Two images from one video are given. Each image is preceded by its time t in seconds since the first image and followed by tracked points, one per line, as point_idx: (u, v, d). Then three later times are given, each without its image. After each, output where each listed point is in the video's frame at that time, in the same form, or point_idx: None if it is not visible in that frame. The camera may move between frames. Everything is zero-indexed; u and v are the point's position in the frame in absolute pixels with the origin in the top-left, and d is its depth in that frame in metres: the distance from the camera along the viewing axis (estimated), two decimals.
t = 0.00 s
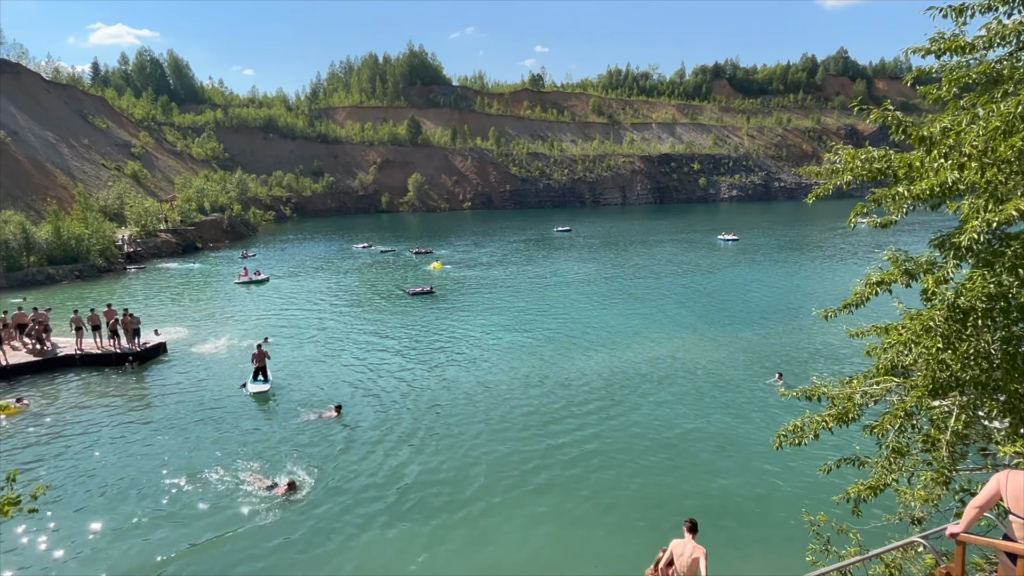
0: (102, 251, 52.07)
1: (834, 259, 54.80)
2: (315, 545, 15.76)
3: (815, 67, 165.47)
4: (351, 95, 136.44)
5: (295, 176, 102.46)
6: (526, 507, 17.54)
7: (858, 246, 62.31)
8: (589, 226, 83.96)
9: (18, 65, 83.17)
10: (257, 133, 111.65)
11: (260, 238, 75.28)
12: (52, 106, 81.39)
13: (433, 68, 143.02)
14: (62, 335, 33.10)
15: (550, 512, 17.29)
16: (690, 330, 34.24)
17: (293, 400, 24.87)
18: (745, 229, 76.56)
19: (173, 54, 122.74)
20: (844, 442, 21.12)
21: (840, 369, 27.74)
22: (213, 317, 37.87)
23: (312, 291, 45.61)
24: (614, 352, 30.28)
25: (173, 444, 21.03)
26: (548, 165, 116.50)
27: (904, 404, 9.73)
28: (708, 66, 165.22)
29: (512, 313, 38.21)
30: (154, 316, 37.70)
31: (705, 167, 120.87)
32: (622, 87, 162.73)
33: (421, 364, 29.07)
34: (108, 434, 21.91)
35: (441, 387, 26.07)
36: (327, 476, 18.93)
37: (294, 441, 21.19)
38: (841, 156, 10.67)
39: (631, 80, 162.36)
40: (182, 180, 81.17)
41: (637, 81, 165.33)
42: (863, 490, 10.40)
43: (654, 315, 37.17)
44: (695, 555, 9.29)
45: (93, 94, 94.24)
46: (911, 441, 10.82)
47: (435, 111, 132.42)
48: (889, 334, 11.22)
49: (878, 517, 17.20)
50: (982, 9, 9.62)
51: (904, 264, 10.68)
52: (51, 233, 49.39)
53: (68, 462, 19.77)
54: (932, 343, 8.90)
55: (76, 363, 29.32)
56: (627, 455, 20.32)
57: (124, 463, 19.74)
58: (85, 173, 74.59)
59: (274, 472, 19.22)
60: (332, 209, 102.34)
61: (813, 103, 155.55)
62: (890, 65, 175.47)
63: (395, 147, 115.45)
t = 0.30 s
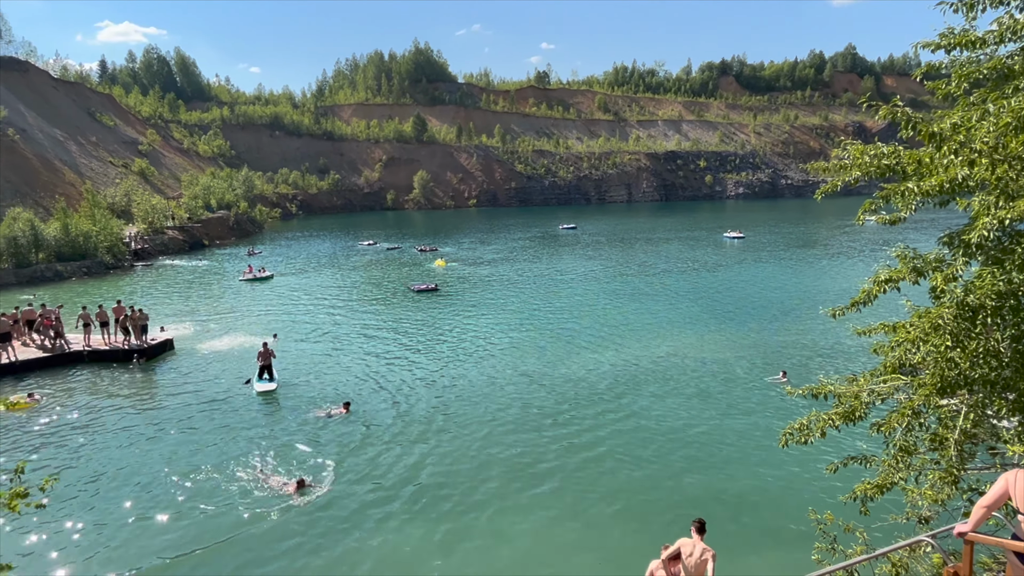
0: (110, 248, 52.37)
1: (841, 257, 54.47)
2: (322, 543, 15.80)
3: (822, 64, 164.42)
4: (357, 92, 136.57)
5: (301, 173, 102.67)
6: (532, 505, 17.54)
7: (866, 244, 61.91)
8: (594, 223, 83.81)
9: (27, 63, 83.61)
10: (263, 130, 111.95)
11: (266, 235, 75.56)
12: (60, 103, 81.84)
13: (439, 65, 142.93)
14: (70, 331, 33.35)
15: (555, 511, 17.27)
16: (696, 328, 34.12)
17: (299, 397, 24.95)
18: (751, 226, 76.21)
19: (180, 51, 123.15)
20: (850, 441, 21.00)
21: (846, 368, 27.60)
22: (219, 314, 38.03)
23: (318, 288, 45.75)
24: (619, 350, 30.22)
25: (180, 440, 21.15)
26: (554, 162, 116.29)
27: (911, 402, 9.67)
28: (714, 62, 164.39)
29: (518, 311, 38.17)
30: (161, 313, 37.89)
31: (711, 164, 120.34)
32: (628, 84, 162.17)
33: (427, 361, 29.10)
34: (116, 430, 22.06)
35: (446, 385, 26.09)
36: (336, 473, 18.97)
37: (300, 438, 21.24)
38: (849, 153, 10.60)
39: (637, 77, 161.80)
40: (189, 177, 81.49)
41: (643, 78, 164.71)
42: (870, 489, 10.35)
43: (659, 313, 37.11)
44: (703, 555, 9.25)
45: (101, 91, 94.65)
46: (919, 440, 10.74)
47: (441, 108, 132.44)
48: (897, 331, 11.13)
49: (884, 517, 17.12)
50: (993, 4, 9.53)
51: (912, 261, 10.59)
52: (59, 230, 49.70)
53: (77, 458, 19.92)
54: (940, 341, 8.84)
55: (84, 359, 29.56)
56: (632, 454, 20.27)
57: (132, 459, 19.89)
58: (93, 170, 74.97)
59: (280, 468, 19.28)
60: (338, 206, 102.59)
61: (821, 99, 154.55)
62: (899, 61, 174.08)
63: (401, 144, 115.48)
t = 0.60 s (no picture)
0: (119, 245, 52.71)
1: (849, 256, 54.17)
2: (329, 541, 15.83)
3: (832, 61, 163.48)
4: (364, 90, 136.80)
5: (308, 171, 102.97)
6: (538, 504, 17.51)
7: (876, 242, 61.48)
8: (601, 221, 83.64)
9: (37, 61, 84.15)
10: (271, 128, 112.36)
11: (273, 232, 75.85)
12: (70, 101, 82.36)
13: (446, 63, 142.95)
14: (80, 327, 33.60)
15: (562, 510, 17.22)
16: (702, 326, 33.99)
17: (306, 394, 25.02)
18: (759, 224, 75.80)
19: (189, 49, 123.70)
20: (859, 441, 20.87)
21: (854, 367, 27.41)
22: (227, 311, 38.22)
23: (324, 285, 45.91)
24: (625, 349, 30.13)
25: (189, 437, 21.30)
26: (561, 160, 116.08)
27: (921, 402, 9.54)
28: (723, 60, 163.63)
29: (524, 309, 38.13)
30: (169, 310, 38.08)
31: (719, 162, 119.80)
32: (635, 82, 161.66)
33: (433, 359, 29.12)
34: (126, 425, 22.24)
35: (452, 382, 26.10)
36: (349, 472, 18.97)
37: (307, 436, 21.30)
38: (859, 150, 10.54)
39: (645, 74, 161.32)
40: (197, 175, 81.92)
41: (650, 76, 164.15)
42: (877, 489, 10.31)
43: (666, 311, 37.03)
44: (707, 554, 9.20)
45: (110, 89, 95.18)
46: (928, 440, 10.65)
47: (448, 106, 132.44)
48: (906, 330, 11.03)
49: (892, 517, 17.05)
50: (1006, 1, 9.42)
51: (922, 260, 10.51)
52: (69, 227, 49.99)
53: (88, 454, 20.11)
54: (951, 340, 8.74)
55: (94, 355, 29.78)
56: (638, 453, 20.20)
57: (142, 456, 20.04)
58: (103, 167, 75.45)
59: (286, 465, 19.34)
60: (345, 204, 102.84)
61: (830, 97, 153.64)
62: (910, 59, 172.58)
63: (408, 142, 115.54)
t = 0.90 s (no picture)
0: (129, 241, 53.11)
1: (859, 255, 53.81)
2: (339, 537, 15.90)
3: (843, 59, 162.26)
4: (373, 87, 137.01)
5: (316, 168, 103.30)
6: (545, 502, 17.52)
7: (886, 241, 61.03)
8: (609, 219, 83.45)
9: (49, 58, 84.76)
10: (280, 125, 112.77)
11: (282, 229, 76.17)
12: (81, 98, 82.89)
13: (455, 60, 142.89)
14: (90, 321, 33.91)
15: (569, 508, 17.24)
16: (708, 325, 33.89)
17: (314, 392, 25.07)
18: (768, 223, 75.43)
19: (198, 46, 124.26)
20: (867, 441, 20.77)
21: (863, 367, 27.24)
22: (236, 306, 38.44)
23: (333, 282, 46.10)
24: (632, 347, 30.08)
25: (200, 432, 21.47)
26: (569, 157, 115.86)
27: (931, 402, 9.45)
28: (732, 57, 162.70)
29: (530, 306, 38.15)
30: (178, 306, 38.28)
31: (728, 160, 119.21)
32: (644, 79, 160.98)
33: (440, 356, 29.15)
34: (138, 420, 22.47)
35: (459, 380, 26.11)
36: (359, 469, 19.02)
37: (314, 432, 21.39)
38: (870, 149, 10.43)
39: (654, 72, 160.68)
40: (207, 172, 82.36)
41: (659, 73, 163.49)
42: (886, 489, 10.25)
43: (674, 310, 36.91)
44: (711, 551, 9.20)
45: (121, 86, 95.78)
46: (938, 440, 10.56)
47: (456, 103, 132.46)
48: (916, 330, 10.93)
49: (901, 517, 16.96)
50: None
51: (933, 259, 10.41)
52: (80, 223, 50.38)
53: (101, 449, 20.34)
54: (962, 340, 8.64)
55: (104, 350, 30.07)
56: (645, 452, 20.18)
57: (155, 450, 20.23)
58: (114, 164, 75.98)
59: (295, 461, 19.46)
60: (353, 200, 103.10)
61: (841, 95, 152.46)
62: (922, 55, 171.01)
63: (416, 139, 115.65)
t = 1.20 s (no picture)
0: (140, 237, 53.50)
1: (869, 254, 53.41)
2: (347, 533, 15.98)
3: (855, 56, 160.98)
4: (382, 84, 137.21)
5: (325, 165, 103.65)
6: (551, 500, 17.54)
7: (897, 241, 60.57)
8: (618, 217, 83.27)
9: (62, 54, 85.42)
10: (289, 122, 113.18)
11: (290, 226, 76.51)
12: (93, 94, 83.52)
13: (463, 57, 142.80)
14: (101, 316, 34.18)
15: (575, 506, 17.23)
16: (715, 324, 33.78)
17: (323, 388, 25.21)
18: (778, 222, 74.99)
19: (209, 43, 124.79)
20: (876, 442, 20.65)
21: (872, 367, 27.06)
22: (245, 302, 38.68)
23: (341, 278, 46.31)
24: (639, 346, 30.03)
25: (211, 426, 21.71)
26: (577, 155, 115.63)
27: (941, 403, 9.38)
28: (743, 55, 161.73)
29: (538, 304, 38.14)
30: (188, 301, 38.57)
31: (738, 159, 118.59)
32: (654, 77, 160.35)
33: (448, 353, 29.23)
34: (150, 414, 22.75)
35: (467, 377, 26.17)
36: (367, 466, 19.08)
37: (322, 428, 21.52)
38: (882, 148, 10.36)
39: (663, 69, 160.05)
40: (217, 168, 82.83)
41: (669, 71, 162.80)
42: (896, 490, 10.19)
43: (681, 309, 36.84)
44: (717, 550, 9.20)
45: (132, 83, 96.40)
46: (948, 442, 10.49)
47: (464, 100, 132.50)
48: (928, 330, 10.85)
49: (910, 519, 16.86)
50: None
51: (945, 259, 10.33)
52: (92, 218, 50.77)
53: (114, 442, 20.61)
54: (973, 341, 8.59)
55: (114, 344, 30.32)
56: (651, 451, 20.15)
57: (167, 444, 20.49)
58: (125, 160, 76.52)
59: (304, 457, 19.57)
60: (361, 197, 103.34)
61: (852, 93, 151.24)
62: (936, 53, 169.22)
63: (425, 136, 115.71)
